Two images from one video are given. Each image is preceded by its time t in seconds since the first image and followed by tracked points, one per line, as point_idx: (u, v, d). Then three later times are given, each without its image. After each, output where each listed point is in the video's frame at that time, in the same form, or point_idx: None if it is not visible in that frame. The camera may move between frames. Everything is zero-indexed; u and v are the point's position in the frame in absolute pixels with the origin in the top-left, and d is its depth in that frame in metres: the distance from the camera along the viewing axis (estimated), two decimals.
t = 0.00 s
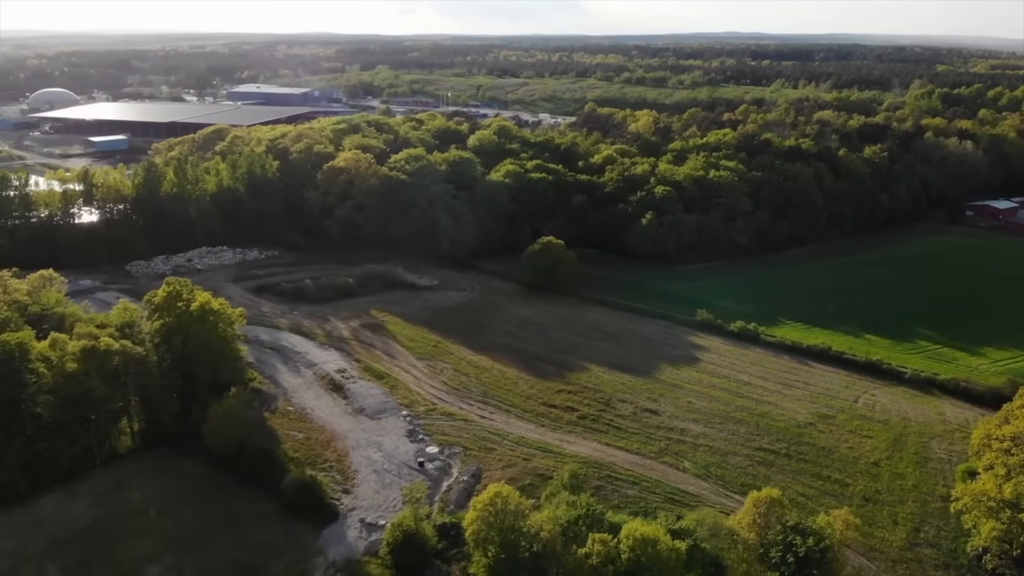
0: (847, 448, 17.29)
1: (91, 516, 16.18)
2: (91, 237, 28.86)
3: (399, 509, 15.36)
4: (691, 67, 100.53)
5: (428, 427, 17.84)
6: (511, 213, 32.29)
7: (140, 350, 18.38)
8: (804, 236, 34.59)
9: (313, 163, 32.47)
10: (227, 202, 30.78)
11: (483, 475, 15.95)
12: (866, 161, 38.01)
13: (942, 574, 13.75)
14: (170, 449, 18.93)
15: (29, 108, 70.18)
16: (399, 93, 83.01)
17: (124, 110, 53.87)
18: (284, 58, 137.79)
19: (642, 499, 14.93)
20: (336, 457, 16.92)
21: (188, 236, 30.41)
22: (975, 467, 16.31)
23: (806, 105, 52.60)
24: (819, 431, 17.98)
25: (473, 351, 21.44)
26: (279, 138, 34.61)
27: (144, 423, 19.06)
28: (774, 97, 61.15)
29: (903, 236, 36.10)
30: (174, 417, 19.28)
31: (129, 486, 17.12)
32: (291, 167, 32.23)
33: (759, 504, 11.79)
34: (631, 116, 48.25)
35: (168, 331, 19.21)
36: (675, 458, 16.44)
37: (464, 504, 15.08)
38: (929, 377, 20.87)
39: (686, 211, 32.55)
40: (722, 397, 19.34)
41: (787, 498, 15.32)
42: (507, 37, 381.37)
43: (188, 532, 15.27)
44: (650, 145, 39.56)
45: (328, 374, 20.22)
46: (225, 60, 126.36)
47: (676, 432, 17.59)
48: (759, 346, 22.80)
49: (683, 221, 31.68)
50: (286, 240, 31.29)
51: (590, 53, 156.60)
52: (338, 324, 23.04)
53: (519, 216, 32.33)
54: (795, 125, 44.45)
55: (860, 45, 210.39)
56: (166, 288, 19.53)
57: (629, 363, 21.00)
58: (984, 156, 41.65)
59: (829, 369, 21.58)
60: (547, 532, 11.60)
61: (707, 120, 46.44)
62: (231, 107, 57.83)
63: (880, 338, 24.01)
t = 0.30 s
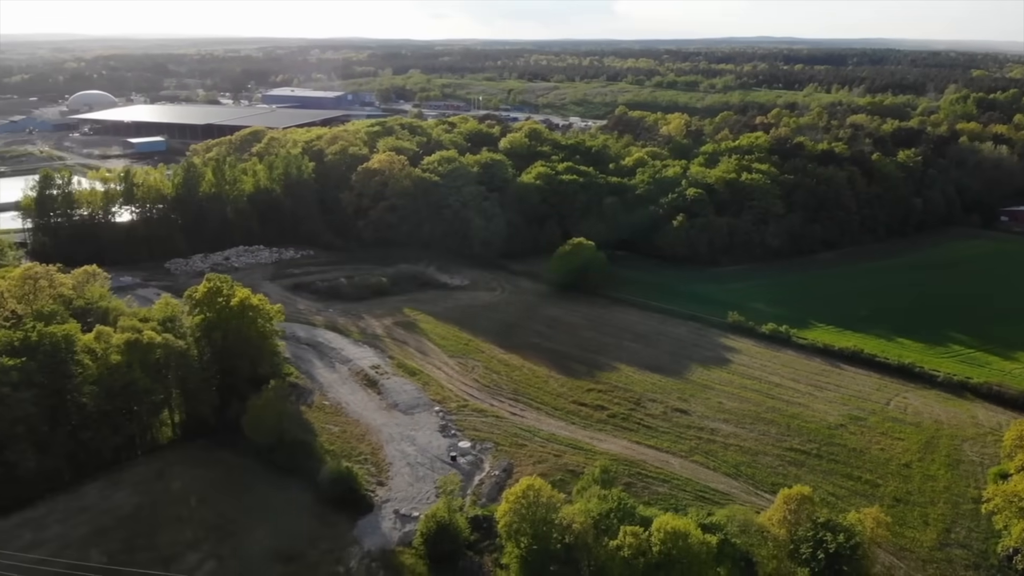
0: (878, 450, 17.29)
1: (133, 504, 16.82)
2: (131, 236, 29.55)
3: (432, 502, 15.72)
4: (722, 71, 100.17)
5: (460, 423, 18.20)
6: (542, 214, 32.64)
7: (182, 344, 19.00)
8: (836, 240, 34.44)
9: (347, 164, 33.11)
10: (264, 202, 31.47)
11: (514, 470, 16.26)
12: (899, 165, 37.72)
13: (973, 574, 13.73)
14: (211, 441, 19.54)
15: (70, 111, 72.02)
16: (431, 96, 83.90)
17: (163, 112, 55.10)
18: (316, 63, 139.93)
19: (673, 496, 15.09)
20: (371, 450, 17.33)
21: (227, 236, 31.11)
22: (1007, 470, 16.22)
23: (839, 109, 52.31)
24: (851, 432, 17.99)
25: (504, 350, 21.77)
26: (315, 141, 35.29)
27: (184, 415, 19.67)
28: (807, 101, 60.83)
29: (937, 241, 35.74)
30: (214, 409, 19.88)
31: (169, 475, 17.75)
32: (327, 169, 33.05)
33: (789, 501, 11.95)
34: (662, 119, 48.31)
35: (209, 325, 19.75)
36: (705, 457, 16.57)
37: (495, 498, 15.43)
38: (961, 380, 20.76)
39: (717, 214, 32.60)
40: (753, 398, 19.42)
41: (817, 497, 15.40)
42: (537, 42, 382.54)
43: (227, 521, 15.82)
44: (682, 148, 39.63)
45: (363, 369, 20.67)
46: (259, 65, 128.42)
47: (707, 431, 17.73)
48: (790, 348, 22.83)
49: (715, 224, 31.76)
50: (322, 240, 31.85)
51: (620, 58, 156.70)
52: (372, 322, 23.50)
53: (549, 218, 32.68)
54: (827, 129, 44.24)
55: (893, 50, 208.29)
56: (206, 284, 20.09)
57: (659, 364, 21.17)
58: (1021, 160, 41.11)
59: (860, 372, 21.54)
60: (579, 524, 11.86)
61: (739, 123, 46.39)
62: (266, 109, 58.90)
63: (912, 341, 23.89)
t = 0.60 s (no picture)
0: (910, 452, 17.27)
1: (175, 493, 17.29)
2: (171, 235, 30.36)
3: (465, 495, 16.08)
4: (753, 75, 99.66)
5: (492, 419, 18.54)
6: (574, 217, 32.97)
7: (222, 338, 19.68)
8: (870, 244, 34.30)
9: (381, 166, 33.68)
10: (301, 203, 32.09)
11: (545, 466, 16.53)
12: (933, 169, 37.42)
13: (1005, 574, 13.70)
14: (250, 433, 20.11)
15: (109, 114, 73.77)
16: (462, 100, 84.65)
17: (200, 115, 56.27)
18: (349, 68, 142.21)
19: (704, 494, 15.24)
20: (406, 444, 17.72)
21: (263, 235, 31.96)
22: None
23: (873, 114, 51.94)
24: (883, 434, 17.98)
25: (535, 349, 22.07)
26: (350, 143, 35.93)
27: (224, 407, 20.21)
28: (839, 106, 60.45)
29: (972, 245, 35.37)
30: (253, 403, 20.44)
31: (208, 466, 18.14)
32: (362, 170, 33.55)
33: (821, 499, 12.21)
34: (693, 122, 48.32)
35: (248, 321, 20.50)
36: (737, 456, 16.69)
37: (527, 492, 15.75)
38: (995, 385, 20.62)
39: (750, 217, 32.72)
40: (785, 399, 19.48)
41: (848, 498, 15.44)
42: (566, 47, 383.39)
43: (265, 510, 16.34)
44: (714, 151, 39.71)
45: (397, 366, 21.10)
46: (293, 69, 130.49)
47: (738, 431, 17.84)
48: (823, 351, 22.84)
49: (748, 226, 31.82)
50: (356, 240, 32.66)
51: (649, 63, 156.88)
52: (405, 320, 23.94)
53: (580, 220, 33.15)
54: (861, 133, 43.96)
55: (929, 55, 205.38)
56: (247, 281, 21.00)
57: (691, 365, 21.30)
58: None
59: (893, 375, 21.47)
60: (610, 517, 12.18)
61: (771, 127, 46.34)
62: (299, 113, 59.91)
63: (946, 345, 23.75)
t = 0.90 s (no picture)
0: (944, 454, 17.20)
1: (217, 481, 18.26)
2: (211, 234, 31.14)
3: (498, 489, 16.51)
4: (787, 79, 98.90)
5: (524, 416, 18.92)
6: (606, 219, 33.22)
7: (263, 333, 20.23)
8: (905, 249, 34.07)
9: (416, 168, 34.17)
10: (338, 203, 32.90)
11: (578, 462, 16.85)
12: (971, 174, 36.98)
13: None
14: (289, 426, 20.70)
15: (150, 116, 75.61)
16: (495, 104, 85.34)
17: (239, 118, 57.49)
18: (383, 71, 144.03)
19: (736, 493, 15.38)
20: (440, 439, 18.19)
21: (301, 235, 32.82)
22: None
23: (909, 118, 51.40)
24: (917, 436, 17.93)
25: (567, 348, 22.35)
26: (385, 145, 36.54)
27: (265, 400, 20.82)
28: (876, 110, 59.84)
29: (1011, 251, 34.90)
30: (292, 396, 21.05)
31: (249, 456, 19.14)
32: (398, 172, 34.18)
33: (854, 497, 12.48)
34: (727, 125, 48.24)
35: (288, 317, 21.00)
36: (769, 456, 16.80)
37: (560, 487, 16.07)
38: None
39: (784, 220, 32.75)
40: (818, 401, 19.50)
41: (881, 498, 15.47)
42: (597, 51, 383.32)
43: (303, 500, 16.93)
44: (748, 154, 39.68)
45: (431, 363, 21.54)
46: (329, 73, 132.41)
47: (771, 432, 17.92)
48: (857, 354, 22.78)
49: (782, 229, 31.81)
50: (391, 240, 33.44)
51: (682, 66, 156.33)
52: (438, 319, 24.36)
53: (612, 222, 33.37)
54: (897, 137, 43.57)
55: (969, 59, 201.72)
56: (288, 277, 21.61)
57: (725, 366, 21.38)
58: None
59: (927, 378, 21.35)
60: (644, 511, 12.40)
61: (806, 131, 46.19)
62: (335, 116, 60.88)
63: (982, 349, 23.54)
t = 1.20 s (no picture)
0: (983, 458, 17.08)
1: (259, 473, 19.00)
2: (253, 233, 32.02)
3: (534, 484, 17.19)
4: (825, 84, 97.92)
5: (559, 414, 19.46)
6: (642, 221, 33.39)
7: (307, 329, 20.97)
8: (945, 254, 33.67)
9: (453, 170, 34.86)
10: (376, 204, 33.41)
11: (613, 460, 17.28)
12: (1013, 179, 36.46)
13: None
14: (330, 420, 21.35)
15: (193, 118, 77.45)
16: (530, 108, 85.90)
17: (279, 121, 58.71)
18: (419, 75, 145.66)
19: (772, 493, 15.50)
20: (476, 434, 18.92)
21: (341, 236, 33.34)
22: None
23: (951, 123, 50.75)
24: (955, 440, 17.82)
25: (602, 349, 22.65)
26: (423, 148, 37.14)
27: (306, 393, 21.34)
28: (916, 114, 59.11)
29: None
30: (333, 390, 21.63)
31: (291, 449, 19.86)
32: (436, 175, 34.86)
33: (891, 497, 12.56)
34: (765, 129, 48.09)
35: (331, 313, 21.84)
36: (806, 457, 16.88)
37: (595, 484, 16.56)
38: None
39: (822, 223, 32.66)
40: (856, 404, 19.48)
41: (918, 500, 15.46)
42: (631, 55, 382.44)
43: (344, 491, 17.87)
44: (786, 157, 39.56)
45: (467, 361, 22.13)
46: (367, 77, 134.15)
47: (808, 434, 17.97)
48: (895, 358, 22.67)
49: (819, 233, 31.75)
50: (428, 242, 33.70)
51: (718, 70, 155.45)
52: (474, 318, 24.80)
53: (648, 224, 33.45)
54: (938, 141, 43.09)
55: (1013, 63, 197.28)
56: (330, 275, 22.37)
57: (762, 368, 21.43)
58: None
59: (966, 383, 21.17)
60: (679, 507, 12.72)
61: (845, 135, 45.89)
62: (374, 119, 61.85)
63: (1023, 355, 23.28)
